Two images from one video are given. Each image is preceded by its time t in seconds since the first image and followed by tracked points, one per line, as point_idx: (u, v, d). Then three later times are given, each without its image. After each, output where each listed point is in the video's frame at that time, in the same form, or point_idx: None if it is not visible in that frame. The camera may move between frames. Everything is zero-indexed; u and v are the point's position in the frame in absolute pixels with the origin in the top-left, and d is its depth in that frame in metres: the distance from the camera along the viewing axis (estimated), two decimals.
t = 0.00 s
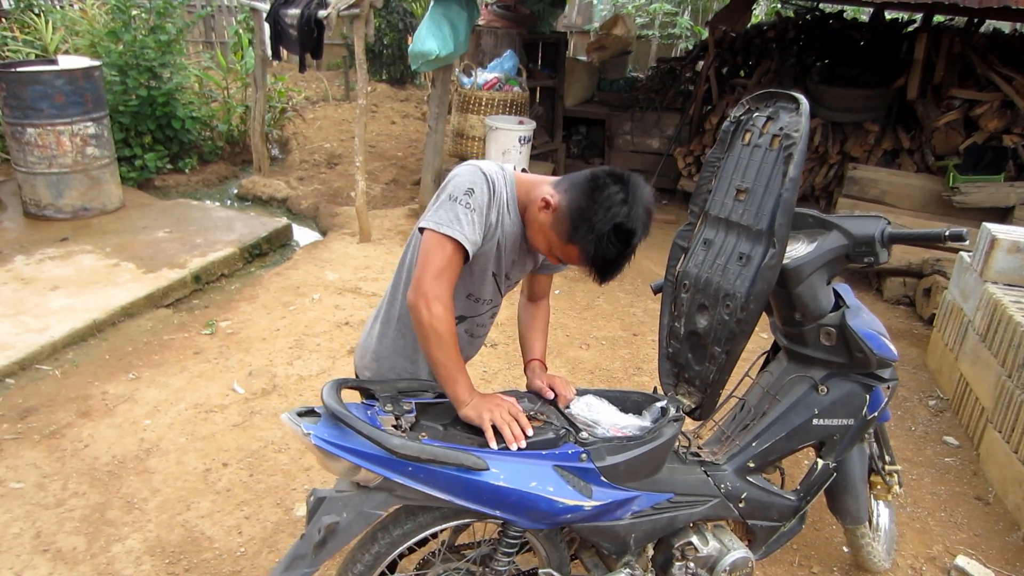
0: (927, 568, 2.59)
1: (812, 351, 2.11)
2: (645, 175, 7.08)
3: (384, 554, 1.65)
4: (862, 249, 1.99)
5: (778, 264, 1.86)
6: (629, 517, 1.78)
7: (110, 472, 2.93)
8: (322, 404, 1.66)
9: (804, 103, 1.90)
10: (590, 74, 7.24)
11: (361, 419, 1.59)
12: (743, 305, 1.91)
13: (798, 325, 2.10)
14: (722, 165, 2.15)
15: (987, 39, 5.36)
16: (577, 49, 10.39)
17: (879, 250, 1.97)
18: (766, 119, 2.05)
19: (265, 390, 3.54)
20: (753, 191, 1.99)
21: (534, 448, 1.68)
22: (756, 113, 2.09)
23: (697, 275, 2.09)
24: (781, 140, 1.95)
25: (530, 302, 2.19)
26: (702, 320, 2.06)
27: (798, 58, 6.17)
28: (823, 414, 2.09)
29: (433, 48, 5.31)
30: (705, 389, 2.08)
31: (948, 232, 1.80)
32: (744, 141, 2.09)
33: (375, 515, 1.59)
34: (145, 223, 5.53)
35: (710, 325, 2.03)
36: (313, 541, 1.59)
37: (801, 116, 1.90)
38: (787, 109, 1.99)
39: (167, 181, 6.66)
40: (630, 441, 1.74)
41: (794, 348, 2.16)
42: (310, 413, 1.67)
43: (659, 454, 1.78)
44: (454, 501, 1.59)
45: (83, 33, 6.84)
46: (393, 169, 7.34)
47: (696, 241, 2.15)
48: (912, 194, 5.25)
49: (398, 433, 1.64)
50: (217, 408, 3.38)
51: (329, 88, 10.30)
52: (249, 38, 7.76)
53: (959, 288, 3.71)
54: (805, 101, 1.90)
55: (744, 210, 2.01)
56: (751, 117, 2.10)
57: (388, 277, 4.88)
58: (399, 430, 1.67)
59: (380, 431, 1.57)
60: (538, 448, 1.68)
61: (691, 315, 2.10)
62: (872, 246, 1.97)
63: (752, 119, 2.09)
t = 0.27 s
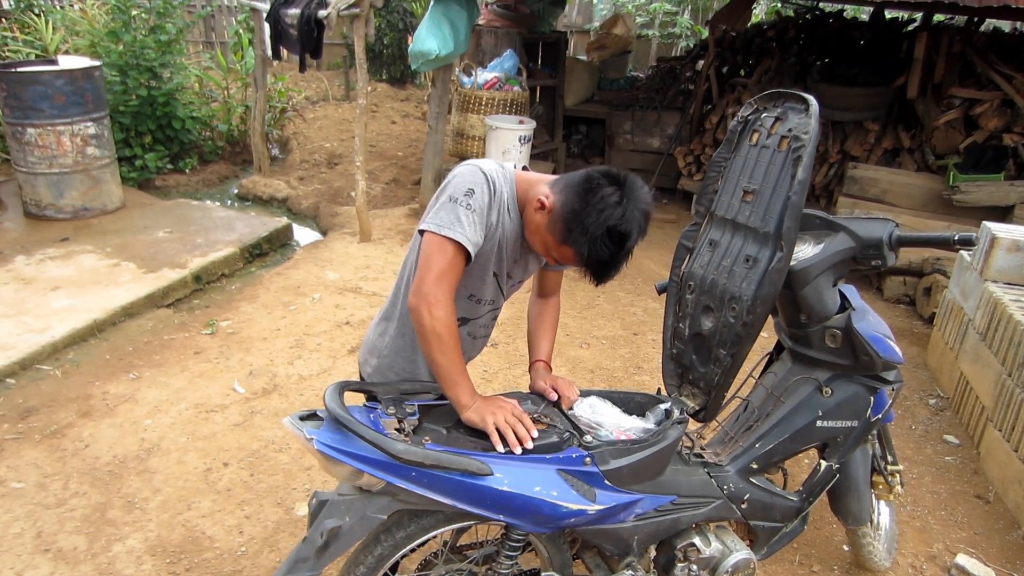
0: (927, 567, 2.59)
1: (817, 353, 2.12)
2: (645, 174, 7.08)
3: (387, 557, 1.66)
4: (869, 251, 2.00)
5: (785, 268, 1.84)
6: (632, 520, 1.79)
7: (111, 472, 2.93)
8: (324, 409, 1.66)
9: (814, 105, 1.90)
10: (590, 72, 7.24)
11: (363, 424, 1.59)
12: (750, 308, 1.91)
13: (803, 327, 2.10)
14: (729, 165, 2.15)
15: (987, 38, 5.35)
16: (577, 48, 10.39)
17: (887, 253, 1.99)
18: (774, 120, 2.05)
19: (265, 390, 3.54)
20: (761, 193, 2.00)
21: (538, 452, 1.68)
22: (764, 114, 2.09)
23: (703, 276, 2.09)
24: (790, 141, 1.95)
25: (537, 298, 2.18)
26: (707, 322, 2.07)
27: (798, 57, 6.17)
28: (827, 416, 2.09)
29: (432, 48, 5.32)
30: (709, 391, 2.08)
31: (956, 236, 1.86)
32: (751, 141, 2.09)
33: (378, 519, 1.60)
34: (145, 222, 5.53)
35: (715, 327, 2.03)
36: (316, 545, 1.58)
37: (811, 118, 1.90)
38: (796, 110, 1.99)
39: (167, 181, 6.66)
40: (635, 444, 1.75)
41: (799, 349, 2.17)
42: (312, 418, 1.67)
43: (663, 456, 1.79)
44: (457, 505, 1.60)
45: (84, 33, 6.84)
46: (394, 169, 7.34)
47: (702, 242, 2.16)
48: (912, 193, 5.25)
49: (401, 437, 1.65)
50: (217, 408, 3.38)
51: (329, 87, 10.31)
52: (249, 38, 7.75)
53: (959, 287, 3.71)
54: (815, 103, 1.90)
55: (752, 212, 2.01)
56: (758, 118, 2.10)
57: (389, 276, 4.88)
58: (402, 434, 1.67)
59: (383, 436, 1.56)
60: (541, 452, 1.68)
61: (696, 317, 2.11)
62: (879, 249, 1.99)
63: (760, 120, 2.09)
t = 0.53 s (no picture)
0: (927, 566, 2.59)
1: (819, 352, 2.12)
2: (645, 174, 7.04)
3: (385, 556, 1.66)
4: (872, 251, 1.99)
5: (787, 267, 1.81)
6: (632, 519, 1.79)
7: (112, 472, 2.93)
8: (324, 405, 1.66)
9: (818, 103, 1.90)
10: (591, 72, 7.25)
11: (363, 421, 1.60)
12: (749, 307, 1.91)
13: (805, 326, 2.10)
14: (733, 164, 2.15)
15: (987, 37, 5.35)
16: (577, 48, 10.39)
17: (890, 252, 1.97)
18: (778, 118, 2.05)
19: (266, 389, 3.54)
20: (763, 191, 2.00)
21: (538, 450, 1.69)
22: (768, 112, 2.09)
23: (705, 275, 2.10)
24: (793, 140, 1.95)
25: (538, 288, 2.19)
26: (708, 321, 2.07)
27: (798, 57, 6.17)
28: (828, 416, 2.09)
29: (433, 47, 5.32)
30: (709, 390, 2.08)
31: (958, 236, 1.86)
32: (754, 140, 2.10)
33: (377, 516, 1.60)
34: (145, 222, 5.53)
35: (716, 326, 2.04)
36: (315, 542, 1.58)
37: (815, 117, 1.90)
38: (800, 109, 1.99)
39: (167, 181, 6.66)
40: (635, 443, 1.75)
41: (800, 348, 2.17)
42: (312, 414, 1.67)
43: (663, 455, 1.79)
44: (457, 502, 1.60)
45: (84, 32, 6.85)
46: (394, 169, 7.34)
47: (705, 240, 2.17)
48: (913, 193, 5.25)
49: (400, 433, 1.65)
50: (218, 408, 3.38)
51: (330, 87, 10.31)
52: (250, 38, 7.75)
53: (960, 287, 3.71)
54: (819, 102, 1.90)
55: (754, 210, 2.02)
56: (762, 116, 2.11)
57: (389, 276, 4.87)
58: (402, 431, 1.68)
59: (383, 433, 1.57)
60: (541, 450, 1.69)
61: (698, 315, 2.12)
62: (882, 248, 1.97)
63: (764, 118, 2.10)
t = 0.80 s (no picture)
0: (927, 565, 2.59)
1: (813, 349, 2.12)
2: (645, 173, 7.02)
3: (381, 554, 1.66)
4: (864, 247, 2.00)
5: (780, 262, 1.84)
6: (628, 516, 1.79)
7: (112, 472, 2.93)
8: (320, 401, 1.66)
9: (807, 100, 1.90)
10: (590, 72, 7.10)
11: (359, 416, 1.60)
12: (743, 303, 1.90)
13: (799, 323, 2.11)
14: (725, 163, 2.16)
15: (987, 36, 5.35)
16: (577, 47, 10.38)
17: (881, 249, 1.99)
18: (768, 117, 2.07)
19: (266, 389, 3.54)
20: (755, 189, 2.00)
21: (532, 445, 1.68)
22: (759, 111, 2.11)
23: (699, 272, 2.09)
24: (783, 137, 1.95)
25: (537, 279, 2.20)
26: (702, 318, 2.07)
27: (798, 57, 6.17)
28: (824, 413, 2.09)
29: (433, 47, 5.31)
30: (704, 388, 2.08)
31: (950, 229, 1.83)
32: (746, 139, 2.11)
33: (373, 512, 1.60)
34: (145, 222, 5.53)
35: (710, 324, 2.03)
36: (311, 538, 1.59)
37: (804, 114, 1.90)
38: (790, 107, 1.99)
39: (167, 181, 6.66)
40: (630, 439, 1.75)
41: (795, 346, 2.17)
42: (308, 410, 1.67)
43: (658, 452, 1.79)
44: (452, 498, 1.59)
45: (83, 33, 6.84)
46: (394, 168, 7.34)
47: (698, 239, 2.16)
48: (912, 192, 5.26)
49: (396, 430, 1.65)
50: (218, 408, 3.38)
51: (330, 87, 10.31)
52: (250, 37, 7.75)
53: (959, 286, 3.71)
54: (808, 99, 1.90)
55: (746, 207, 2.01)
56: (753, 115, 2.13)
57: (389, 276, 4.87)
58: (398, 427, 1.67)
59: (378, 428, 1.57)
60: (535, 446, 1.69)
61: (692, 313, 2.11)
62: (874, 244, 1.99)
63: (755, 117, 2.11)
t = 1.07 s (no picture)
0: (927, 564, 2.59)
1: (813, 348, 2.12)
2: (645, 172, 7.04)
3: (383, 554, 1.66)
4: (862, 245, 2.00)
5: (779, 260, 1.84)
6: (628, 515, 1.79)
7: (112, 472, 2.93)
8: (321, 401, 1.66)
9: (804, 100, 1.90)
10: (591, 72, 7.21)
11: (360, 415, 1.60)
12: (743, 301, 1.91)
13: (798, 322, 2.11)
14: (723, 162, 2.16)
15: (987, 36, 5.35)
16: (576, 47, 10.37)
17: (880, 246, 1.98)
18: (766, 116, 2.06)
19: (265, 389, 3.54)
20: (753, 188, 2.00)
21: (532, 444, 1.68)
22: (757, 110, 2.10)
23: (698, 272, 2.09)
24: (781, 137, 1.95)
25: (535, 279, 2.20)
26: (702, 318, 2.07)
27: (798, 56, 6.18)
28: (823, 412, 2.09)
29: (432, 47, 5.30)
30: (704, 387, 2.08)
31: (947, 228, 1.82)
32: (745, 138, 2.10)
33: (374, 511, 1.60)
34: (144, 222, 5.52)
35: (710, 323, 2.03)
36: (312, 538, 1.58)
37: (802, 113, 1.90)
38: (788, 106, 1.99)
39: (166, 181, 6.66)
40: (629, 438, 1.75)
41: (794, 345, 2.17)
42: (309, 410, 1.66)
43: (659, 451, 1.79)
44: (453, 497, 1.60)
45: (83, 33, 6.84)
46: (393, 168, 7.33)
47: (697, 238, 2.16)
48: (912, 191, 5.25)
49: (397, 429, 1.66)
50: (218, 408, 3.38)
51: (329, 87, 10.31)
52: (249, 37, 7.74)
53: (959, 285, 3.70)
54: (805, 98, 1.90)
55: (745, 207, 2.01)
56: (751, 114, 2.12)
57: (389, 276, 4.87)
58: (399, 426, 1.68)
59: (379, 427, 1.57)
60: (536, 445, 1.69)
61: (692, 312, 2.11)
62: (873, 242, 1.98)
63: (753, 116, 2.11)
